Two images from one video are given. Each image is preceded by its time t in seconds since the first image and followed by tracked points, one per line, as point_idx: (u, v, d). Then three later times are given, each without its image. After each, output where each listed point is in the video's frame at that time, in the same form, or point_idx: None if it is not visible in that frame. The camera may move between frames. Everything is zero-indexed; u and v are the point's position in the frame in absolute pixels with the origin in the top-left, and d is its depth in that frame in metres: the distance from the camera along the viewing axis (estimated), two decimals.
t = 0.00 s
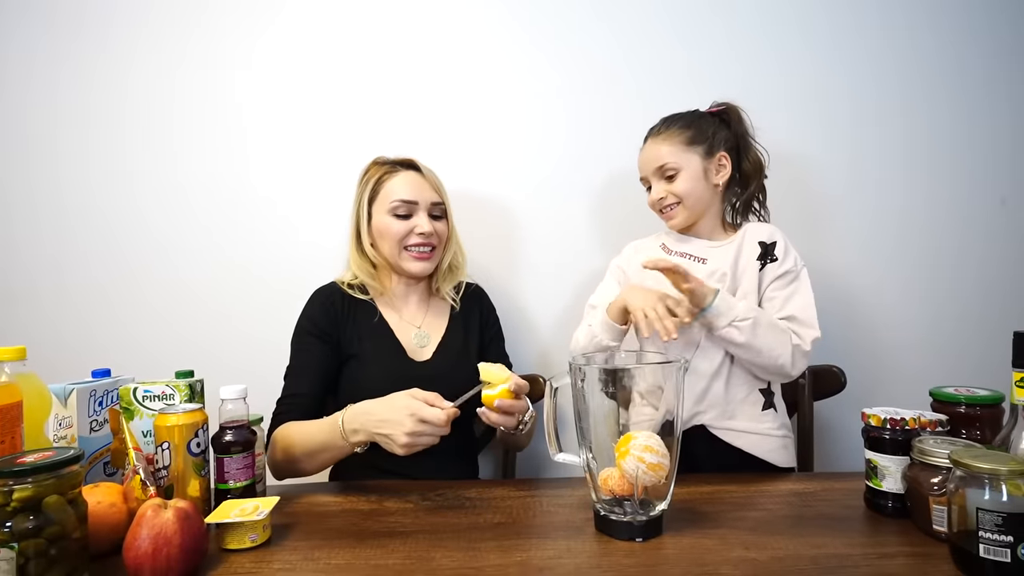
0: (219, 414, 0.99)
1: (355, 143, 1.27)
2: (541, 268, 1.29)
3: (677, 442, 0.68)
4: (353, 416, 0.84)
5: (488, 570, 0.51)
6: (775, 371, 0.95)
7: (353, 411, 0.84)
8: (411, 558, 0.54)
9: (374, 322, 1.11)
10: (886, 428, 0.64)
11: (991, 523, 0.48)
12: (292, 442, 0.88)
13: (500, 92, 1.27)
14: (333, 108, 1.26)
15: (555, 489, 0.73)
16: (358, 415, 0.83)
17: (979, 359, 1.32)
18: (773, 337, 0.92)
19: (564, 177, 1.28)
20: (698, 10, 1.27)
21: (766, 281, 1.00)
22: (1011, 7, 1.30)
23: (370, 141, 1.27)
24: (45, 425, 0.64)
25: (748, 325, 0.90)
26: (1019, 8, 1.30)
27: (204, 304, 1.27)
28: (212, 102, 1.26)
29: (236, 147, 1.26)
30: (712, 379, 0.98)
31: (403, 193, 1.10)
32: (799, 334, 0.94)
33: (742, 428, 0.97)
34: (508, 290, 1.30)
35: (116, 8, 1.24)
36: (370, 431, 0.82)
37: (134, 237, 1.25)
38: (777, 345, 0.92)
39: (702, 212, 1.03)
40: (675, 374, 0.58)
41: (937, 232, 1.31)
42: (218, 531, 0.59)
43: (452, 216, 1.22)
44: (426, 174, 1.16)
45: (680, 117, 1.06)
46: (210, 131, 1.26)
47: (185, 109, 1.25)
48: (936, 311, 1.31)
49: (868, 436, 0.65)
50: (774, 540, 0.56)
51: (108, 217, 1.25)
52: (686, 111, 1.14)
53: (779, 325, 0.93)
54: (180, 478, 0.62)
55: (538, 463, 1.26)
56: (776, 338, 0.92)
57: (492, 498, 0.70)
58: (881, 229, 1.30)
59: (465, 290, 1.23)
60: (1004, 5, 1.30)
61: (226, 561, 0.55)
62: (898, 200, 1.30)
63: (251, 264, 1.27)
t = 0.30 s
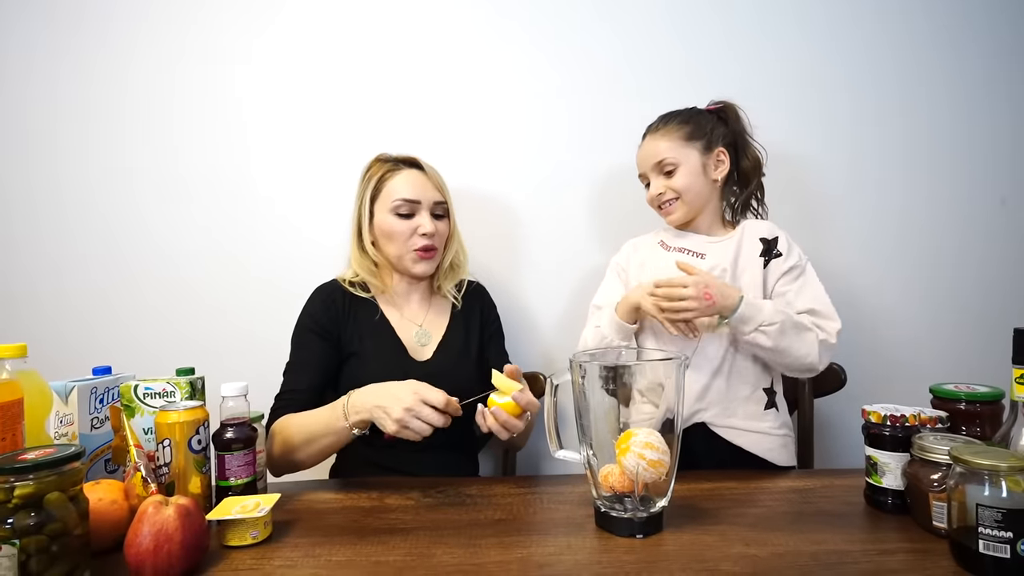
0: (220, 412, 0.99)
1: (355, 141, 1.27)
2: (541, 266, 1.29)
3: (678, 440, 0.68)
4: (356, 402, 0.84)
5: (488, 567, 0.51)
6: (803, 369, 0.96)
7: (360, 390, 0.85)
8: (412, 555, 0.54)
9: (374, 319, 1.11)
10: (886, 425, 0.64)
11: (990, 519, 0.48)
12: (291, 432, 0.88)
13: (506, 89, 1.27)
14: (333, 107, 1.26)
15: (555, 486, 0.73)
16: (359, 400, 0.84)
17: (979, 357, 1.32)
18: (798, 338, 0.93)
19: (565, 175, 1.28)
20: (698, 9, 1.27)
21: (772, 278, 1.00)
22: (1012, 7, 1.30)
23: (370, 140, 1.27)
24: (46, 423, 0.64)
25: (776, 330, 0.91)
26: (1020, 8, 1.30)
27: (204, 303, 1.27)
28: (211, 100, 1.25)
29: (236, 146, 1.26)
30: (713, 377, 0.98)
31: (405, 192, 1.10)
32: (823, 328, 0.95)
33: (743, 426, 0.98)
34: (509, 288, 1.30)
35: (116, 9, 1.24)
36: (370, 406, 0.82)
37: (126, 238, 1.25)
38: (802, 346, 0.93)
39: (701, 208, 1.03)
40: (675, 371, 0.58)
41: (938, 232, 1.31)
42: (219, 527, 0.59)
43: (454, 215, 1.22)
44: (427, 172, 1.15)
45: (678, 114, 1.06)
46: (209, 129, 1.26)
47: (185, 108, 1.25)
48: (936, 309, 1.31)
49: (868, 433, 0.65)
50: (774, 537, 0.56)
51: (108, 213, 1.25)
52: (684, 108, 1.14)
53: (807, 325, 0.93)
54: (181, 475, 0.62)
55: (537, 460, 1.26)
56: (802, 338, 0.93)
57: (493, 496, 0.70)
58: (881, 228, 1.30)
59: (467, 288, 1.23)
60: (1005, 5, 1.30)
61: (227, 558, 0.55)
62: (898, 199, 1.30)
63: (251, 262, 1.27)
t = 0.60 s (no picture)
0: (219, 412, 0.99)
1: (356, 142, 1.27)
2: (542, 266, 1.29)
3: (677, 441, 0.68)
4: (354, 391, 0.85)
5: (487, 569, 0.51)
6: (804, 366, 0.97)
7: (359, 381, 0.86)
8: (411, 557, 0.54)
9: (378, 321, 1.11)
10: (886, 426, 0.64)
11: (991, 521, 0.48)
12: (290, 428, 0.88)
13: (508, 87, 1.27)
14: (335, 108, 1.26)
15: (555, 487, 0.73)
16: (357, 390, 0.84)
17: (980, 359, 1.32)
18: (809, 333, 0.93)
19: (566, 176, 1.28)
20: (702, 7, 1.27)
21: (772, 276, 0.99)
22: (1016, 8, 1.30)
23: (371, 141, 1.27)
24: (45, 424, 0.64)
25: (793, 320, 0.89)
26: None
27: (204, 304, 1.27)
28: (213, 101, 1.25)
29: (238, 147, 1.26)
30: (713, 378, 0.98)
31: (411, 189, 1.10)
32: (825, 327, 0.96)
33: (743, 427, 0.97)
34: (509, 288, 1.30)
35: (116, 6, 1.24)
36: (366, 392, 0.83)
37: (126, 237, 1.25)
38: (815, 341, 0.93)
39: (700, 209, 1.03)
40: (674, 372, 0.58)
41: (940, 233, 1.31)
42: (218, 529, 0.59)
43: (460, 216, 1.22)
44: (434, 171, 1.15)
45: (678, 115, 1.06)
46: (211, 130, 1.26)
47: (187, 108, 1.25)
48: (937, 310, 1.31)
49: (868, 435, 0.65)
50: (774, 538, 0.56)
51: (109, 211, 1.25)
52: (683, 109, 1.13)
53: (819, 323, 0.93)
54: (180, 476, 0.62)
55: (537, 461, 1.26)
56: (812, 333, 0.93)
57: (492, 497, 0.69)
58: (883, 227, 1.30)
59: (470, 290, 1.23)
60: (1009, 7, 1.30)
61: (226, 560, 0.55)
62: (901, 200, 1.30)
63: (251, 263, 1.27)
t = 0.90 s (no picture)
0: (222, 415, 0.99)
1: (357, 145, 1.27)
2: (543, 269, 1.29)
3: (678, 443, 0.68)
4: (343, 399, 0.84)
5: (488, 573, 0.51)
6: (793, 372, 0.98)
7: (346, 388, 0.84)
8: (412, 561, 0.54)
9: (382, 324, 1.11)
10: (887, 431, 0.64)
11: (993, 526, 0.48)
12: (294, 430, 0.88)
13: (510, 87, 1.27)
14: (337, 111, 1.27)
15: (556, 492, 0.73)
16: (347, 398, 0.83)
17: (983, 361, 1.31)
18: (799, 337, 0.94)
19: (568, 178, 1.28)
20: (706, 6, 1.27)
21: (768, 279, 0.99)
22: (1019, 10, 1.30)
23: (373, 144, 1.27)
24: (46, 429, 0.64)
25: (784, 322, 0.91)
26: None
27: (205, 307, 1.27)
28: (215, 104, 1.26)
29: (241, 150, 1.26)
30: (713, 381, 0.98)
31: (416, 192, 1.10)
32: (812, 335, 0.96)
33: (743, 429, 0.97)
34: (510, 290, 1.30)
35: (118, 9, 1.24)
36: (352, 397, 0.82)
37: (127, 237, 1.25)
38: (802, 348, 0.95)
39: (700, 213, 1.03)
40: (675, 376, 0.57)
41: (943, 235, 1.30)
42: (219, 534, 0.59)
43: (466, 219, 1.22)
44: (439, 174, 1.16)
45: (679, 119, 1.06)
46: (213, 133, 1.26)
47: (189, 111, 1.25)
48: (940, 313, 1.31)
49: (869, 439, 0.65)
50: (775, 543, 0.56)
51: (109, 211, 1.25)
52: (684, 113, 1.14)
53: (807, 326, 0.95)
54: (180, 480, 0.62)
55: (537, 464, 1.26)
56: (802, 337, 0.94)
57: (494, 501, 0.69)
58: (886, 228, 1.30)
59: (477, 297, 1.22)
60: (1012, 9, 1.30)
61: (226, 565, 0.54)
62: (904, 202, 1.30)
63: (252, 266, 1.27)
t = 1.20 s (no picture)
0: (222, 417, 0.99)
1: (358, 146, 1.27)
2: (543, 271, 1.29)
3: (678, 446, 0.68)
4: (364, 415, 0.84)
5: None
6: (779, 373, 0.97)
7: (370, 404, 0.85)
8: (412, 564, 0.54)
9: (385, 327, 1.11)
10: (887, 434, 0.64)
11: (993, 529, 0.48)
12: (294, 439, 0.88)
13: (510, 87, 1.27)
14: (338, 112, 1.27)
15: (557, 494, 0.72)
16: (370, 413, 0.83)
17: (984, 361, 1.31)
18: (773, 340, 0.94)
19: (568, 180, 1.28)
20: (708, 4, 1.27)
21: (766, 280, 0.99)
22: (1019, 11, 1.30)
23: (374, 145, 1.27)
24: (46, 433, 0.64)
25: (750, 328, 0.92)
26: None
27: (205, 309, 1.27)
28: (216, 105, 1.26)
29: (242, 151, 1.26)
30: (712, 383, 0.98)
31: (411, 199, 1.10)
32: (798, 335, 0.96)
33: (743, 431, 0.97)
34: (510, 292, 1.30)
35: (119, 11, 1.24)
36: (383, 413, 0.82)
37: (126, 239, 1.25)
38: (779, 349, 0.94)
39: (702, 217, 1.03)
40: (677, 380, 0.58)
41: (944, 236, 1.31)
42: (219, 536, 0.59)
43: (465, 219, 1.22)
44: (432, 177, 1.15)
45: (681, 122, 1.06)
46: (214, 135, 1.26)
47: (189, 113, 1.26)
48: (941, 314, 1.31)
49: (870, 442, 0.65)
50: (776, 546, 0.56)
51: (109, 213, 1.25)
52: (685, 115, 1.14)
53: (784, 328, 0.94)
54: (181, 483, 0.62)
55: (537, 466, 1.26)
56: (778, 340, 0.94)
57: (494, 504, 0.69)
58: (887, 230, 1.30)
59: (478, 298, 1.22)
60: (1012, 10, 1.30)
61: (226, 568, 0.54)
62: (905, 204, 1.30)
63: (252, 268, 1.27)
